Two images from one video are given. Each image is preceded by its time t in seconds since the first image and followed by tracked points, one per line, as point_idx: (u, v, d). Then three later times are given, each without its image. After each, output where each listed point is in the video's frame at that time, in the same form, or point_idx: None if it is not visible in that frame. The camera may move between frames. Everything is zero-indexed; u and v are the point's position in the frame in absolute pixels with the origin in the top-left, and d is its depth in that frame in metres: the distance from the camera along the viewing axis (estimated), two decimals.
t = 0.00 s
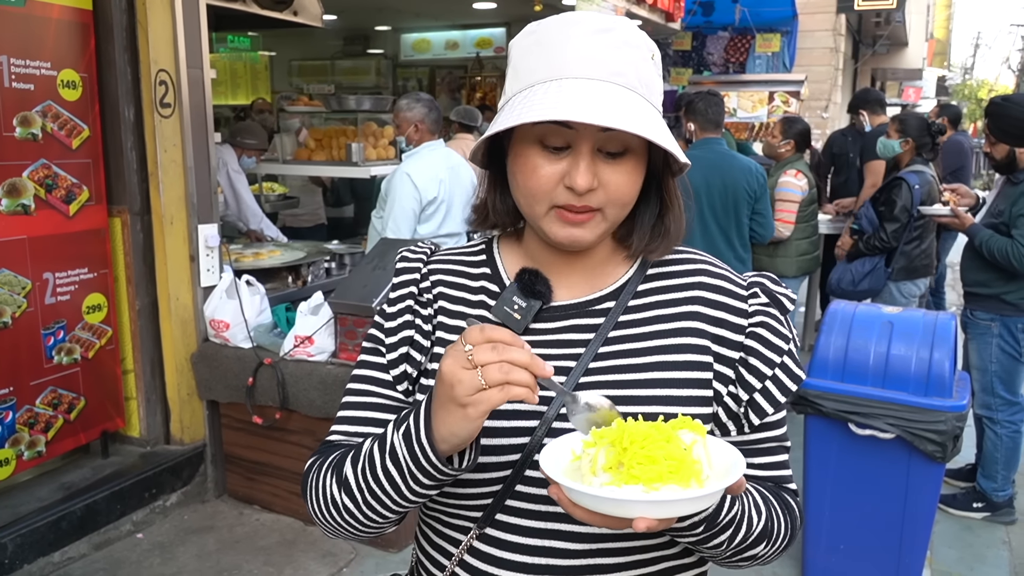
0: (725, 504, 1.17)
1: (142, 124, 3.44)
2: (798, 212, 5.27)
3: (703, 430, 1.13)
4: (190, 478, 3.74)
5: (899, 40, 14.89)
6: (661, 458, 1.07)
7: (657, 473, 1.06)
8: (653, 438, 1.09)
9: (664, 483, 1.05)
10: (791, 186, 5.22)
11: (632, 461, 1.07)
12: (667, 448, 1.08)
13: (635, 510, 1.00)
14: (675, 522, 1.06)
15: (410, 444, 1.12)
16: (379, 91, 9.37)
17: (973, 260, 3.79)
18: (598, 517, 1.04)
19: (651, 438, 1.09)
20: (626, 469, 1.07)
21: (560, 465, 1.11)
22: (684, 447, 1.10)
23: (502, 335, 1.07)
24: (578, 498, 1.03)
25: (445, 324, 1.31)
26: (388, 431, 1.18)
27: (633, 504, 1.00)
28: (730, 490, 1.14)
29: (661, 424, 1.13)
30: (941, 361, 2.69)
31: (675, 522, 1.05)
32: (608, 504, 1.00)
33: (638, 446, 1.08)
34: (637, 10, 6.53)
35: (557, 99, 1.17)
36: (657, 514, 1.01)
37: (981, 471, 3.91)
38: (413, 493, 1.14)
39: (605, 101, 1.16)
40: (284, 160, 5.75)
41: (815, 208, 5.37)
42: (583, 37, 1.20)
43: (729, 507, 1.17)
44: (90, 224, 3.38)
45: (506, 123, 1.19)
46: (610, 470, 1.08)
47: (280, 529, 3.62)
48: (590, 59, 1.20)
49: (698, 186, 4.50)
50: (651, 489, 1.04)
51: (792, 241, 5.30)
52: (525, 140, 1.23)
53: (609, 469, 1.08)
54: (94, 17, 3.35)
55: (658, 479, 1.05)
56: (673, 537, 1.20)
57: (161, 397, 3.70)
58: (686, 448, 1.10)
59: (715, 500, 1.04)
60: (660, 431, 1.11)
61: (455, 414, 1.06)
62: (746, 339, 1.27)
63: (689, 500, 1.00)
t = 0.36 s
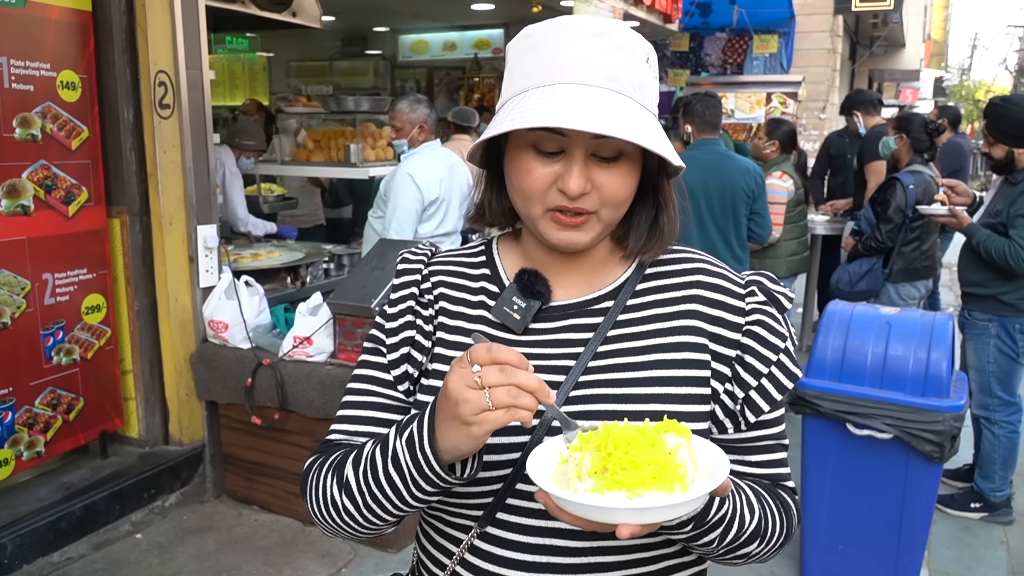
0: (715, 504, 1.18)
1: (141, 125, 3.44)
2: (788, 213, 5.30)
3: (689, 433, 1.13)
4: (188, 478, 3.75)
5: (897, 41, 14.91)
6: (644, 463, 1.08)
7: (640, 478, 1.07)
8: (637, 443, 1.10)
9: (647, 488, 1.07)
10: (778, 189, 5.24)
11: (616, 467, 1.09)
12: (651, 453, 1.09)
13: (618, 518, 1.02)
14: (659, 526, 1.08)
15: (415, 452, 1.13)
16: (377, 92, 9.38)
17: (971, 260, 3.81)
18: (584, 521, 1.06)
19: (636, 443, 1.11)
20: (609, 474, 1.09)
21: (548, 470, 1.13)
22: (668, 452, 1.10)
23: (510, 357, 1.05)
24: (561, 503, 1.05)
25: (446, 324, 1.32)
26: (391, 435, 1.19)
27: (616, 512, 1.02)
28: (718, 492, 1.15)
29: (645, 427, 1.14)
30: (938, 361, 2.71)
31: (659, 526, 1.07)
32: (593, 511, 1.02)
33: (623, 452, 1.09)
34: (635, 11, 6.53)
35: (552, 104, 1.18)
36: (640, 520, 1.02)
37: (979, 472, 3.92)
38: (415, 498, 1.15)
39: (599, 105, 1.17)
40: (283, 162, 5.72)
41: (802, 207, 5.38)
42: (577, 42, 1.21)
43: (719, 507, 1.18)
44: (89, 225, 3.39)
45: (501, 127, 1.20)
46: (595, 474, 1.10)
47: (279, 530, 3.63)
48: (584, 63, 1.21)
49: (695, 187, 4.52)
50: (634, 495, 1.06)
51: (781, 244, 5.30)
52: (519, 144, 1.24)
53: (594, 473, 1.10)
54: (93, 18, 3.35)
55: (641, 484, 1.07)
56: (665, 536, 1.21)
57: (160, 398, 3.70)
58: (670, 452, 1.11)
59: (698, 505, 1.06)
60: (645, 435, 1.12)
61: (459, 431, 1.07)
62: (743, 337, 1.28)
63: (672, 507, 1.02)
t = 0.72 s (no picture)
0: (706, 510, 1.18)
1: (141, 126, 3.45)
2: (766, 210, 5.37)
3: (676, 446, 1.14)
4: (188, 478, 3.75)
5: (895, 43, 14.93)
6: (632, 480, 1.09)
7: (629, 496, 1.07)
8: (625, 459, 1.10)
9: (636, 505, 1.07)
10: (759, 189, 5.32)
11: (605, 485, 1.08)
12: (639, 469, 1.09)
13: (608, 535, 1.03)
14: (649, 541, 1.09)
15: (424, 453, 1.13)
16: (377, 93, 9.37)
17: (971, 261, 3.81)
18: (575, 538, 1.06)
19: (625, 459, 1.10)
20: (599, 491, 1.09)
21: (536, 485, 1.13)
22: (656, 466, 1.11)
23: (504, 411, 1.03)
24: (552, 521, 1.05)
25: (448, 325, 1.33)
26: (399, 435, 1.20)
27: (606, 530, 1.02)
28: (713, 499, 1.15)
29: (633, 441, 1.14)
30: (937, 363, 2.71)
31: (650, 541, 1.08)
32: (582, 530, 1.02)
33: (611, 468, 1.09)
34: (634, 13, 6.54)
35: (550, 107, 1.18)
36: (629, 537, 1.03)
37: (977, 472, 3.93)
38: (424, 502, 1.16)
39: (597, 107, 1.18)
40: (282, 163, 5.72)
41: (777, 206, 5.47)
42: (576, 45, 1.22)
43: (710, 513, 1.18)
44: (89, 225, 3.39)
45: (500, 129, 1.21)
46: (584, 491, 1.10)
47: (279, 530, 3.63)
48: (581, 65, 1.21)
49: (694, 188, 4.55)
50: (623, 513, 1.06)
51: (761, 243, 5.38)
52: (518, 146, 1.25)
53: (583, 490, 1.09)
54: (94, 19, 3.36)
55: (629, 502, 1.07)
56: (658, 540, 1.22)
57: (160, 399, 3.71)
58: (658, 466, 1.11)
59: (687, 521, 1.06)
60: (633, 450, 1.12)
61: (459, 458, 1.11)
62: (742, 338, 1.29)
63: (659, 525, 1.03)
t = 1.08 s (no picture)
0: (701, 510, 1.18)
1: (143, 126, 3.46)
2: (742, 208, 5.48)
3: (672, 444, 1.15)
4: (188, 478, 3.76)
5: (895, 46, 14.94)
6: (628, 476, 1.09)
7: (624, 492, 1.08)
8: (621, 456, 1.11)
9: (631, 501, 1.08)
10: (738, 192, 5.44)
11: (601, 481, 1.09)
12: (635, 466, 1.10)
13: (601, 529, 1.03)
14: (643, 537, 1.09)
15: (404, 443, 1.15)
16: (377, 93, 9.35)
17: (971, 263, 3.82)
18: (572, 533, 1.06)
19: (621, 455, 1.11)
20: (594, 486, 1.09)
21: (535, 480, 1.14)
22: (651, 464, 1.11)
23: (438, 407, 1.04)
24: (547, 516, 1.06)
25: (449, 325, 1.34)
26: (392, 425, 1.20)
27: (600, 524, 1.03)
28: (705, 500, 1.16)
29: (629, 438, 1.15)
30: (935, 364, 2.72)
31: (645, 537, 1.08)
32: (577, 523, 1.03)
33: (607, 465, 1.10)
34: (633, 14, 6.55)
35: (551, 106, 1.19)
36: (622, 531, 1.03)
37: (976, 474, 3.94)
38: (414, 490, 1.17)
39: (599, 107, 1.19)
40: (282, 163, 5.73)
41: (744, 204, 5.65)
42: (579, 45, 1.23)
43: (706, 513, 1.19)
44: (90, 225, 3.40)
45: (502, 129, 1.22)
46: (580, 486, 1.10)
47: (279, 529, 3.64)
48: (585, 66, 1.22)
49: (695, 190, 4.54)
50: (618, 508, 1.07)
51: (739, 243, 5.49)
52: (521, 146, 1.26)
53: (579, 485, 1.10)
54: (96, 20, 3.37)
55: (625, 497, 1.08)
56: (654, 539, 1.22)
57: (160, 398, 3.71)
58: (654, 463, 1.11)
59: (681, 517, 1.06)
60: (629, 447, 1.13)
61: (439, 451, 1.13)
62: (742, 339, 1.29)
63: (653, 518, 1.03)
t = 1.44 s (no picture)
0: (699, 504, 1.17)
1: (144, 129, 3.46)
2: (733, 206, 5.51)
3: (665, 435, 1.15)
4: (190, 480, 3.76)
5: (894, 46, 14.95)
6: (620, 466, 1.09)
7: (615, 480, 1.08)
8: (611, 448, 1.11)
9: (622, 489, 1.07)
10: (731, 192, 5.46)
11: (593, 472, 1.09)
12: (626, 456, 1.10)
13: (593, 518, 1.03)
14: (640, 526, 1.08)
15: (425, 429, 1.14)
16: (377, 95, 9.34)
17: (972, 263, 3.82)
18: (570, 525, 1.07)
19: (612, 447, 1.12)
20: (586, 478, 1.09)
21: (531, 474, 1.14)
22: (643, 454, 1.11)
23: (477, 373, 1.03)
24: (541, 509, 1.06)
25: (458, 321, 1.34)
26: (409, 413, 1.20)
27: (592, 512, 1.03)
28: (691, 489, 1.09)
29: (623, 430, 1.15)
30: (937, 364, 2.72)
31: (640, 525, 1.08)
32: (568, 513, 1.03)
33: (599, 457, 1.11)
34: (632, 15, 6.56)
35: (557, 106, 1.19)
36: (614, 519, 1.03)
37: (977, 474, 3.94)
38: (427, 480, 1.16)
39: (604, 106, 1.19)
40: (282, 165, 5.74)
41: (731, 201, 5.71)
42: (585, 45, 1.23)
43: (705, 508, 1.18)
44: (92, 228, 3.40)
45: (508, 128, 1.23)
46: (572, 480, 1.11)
47: (280, 531, 3.64)
48: (590, 66, 1.23)
49: (696, 191, 4.55)
50: (609, 496, 1.06)
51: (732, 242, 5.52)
52: (528, 144, 1.26)
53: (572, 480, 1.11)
54: (96, 22, 3.37)
55: (616, 486, 1.07)
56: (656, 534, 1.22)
57: (162, 400, 3.71)
58: (645, 454, 1.11)
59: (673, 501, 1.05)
60: (621, 439, 1.13)
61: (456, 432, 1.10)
62: (746, 337, 1.29)
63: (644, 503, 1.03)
